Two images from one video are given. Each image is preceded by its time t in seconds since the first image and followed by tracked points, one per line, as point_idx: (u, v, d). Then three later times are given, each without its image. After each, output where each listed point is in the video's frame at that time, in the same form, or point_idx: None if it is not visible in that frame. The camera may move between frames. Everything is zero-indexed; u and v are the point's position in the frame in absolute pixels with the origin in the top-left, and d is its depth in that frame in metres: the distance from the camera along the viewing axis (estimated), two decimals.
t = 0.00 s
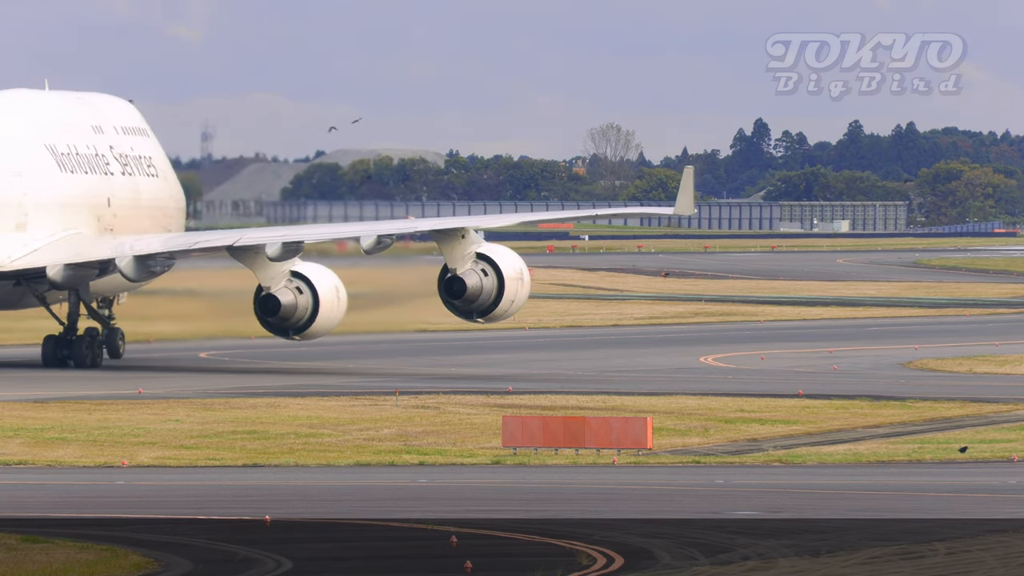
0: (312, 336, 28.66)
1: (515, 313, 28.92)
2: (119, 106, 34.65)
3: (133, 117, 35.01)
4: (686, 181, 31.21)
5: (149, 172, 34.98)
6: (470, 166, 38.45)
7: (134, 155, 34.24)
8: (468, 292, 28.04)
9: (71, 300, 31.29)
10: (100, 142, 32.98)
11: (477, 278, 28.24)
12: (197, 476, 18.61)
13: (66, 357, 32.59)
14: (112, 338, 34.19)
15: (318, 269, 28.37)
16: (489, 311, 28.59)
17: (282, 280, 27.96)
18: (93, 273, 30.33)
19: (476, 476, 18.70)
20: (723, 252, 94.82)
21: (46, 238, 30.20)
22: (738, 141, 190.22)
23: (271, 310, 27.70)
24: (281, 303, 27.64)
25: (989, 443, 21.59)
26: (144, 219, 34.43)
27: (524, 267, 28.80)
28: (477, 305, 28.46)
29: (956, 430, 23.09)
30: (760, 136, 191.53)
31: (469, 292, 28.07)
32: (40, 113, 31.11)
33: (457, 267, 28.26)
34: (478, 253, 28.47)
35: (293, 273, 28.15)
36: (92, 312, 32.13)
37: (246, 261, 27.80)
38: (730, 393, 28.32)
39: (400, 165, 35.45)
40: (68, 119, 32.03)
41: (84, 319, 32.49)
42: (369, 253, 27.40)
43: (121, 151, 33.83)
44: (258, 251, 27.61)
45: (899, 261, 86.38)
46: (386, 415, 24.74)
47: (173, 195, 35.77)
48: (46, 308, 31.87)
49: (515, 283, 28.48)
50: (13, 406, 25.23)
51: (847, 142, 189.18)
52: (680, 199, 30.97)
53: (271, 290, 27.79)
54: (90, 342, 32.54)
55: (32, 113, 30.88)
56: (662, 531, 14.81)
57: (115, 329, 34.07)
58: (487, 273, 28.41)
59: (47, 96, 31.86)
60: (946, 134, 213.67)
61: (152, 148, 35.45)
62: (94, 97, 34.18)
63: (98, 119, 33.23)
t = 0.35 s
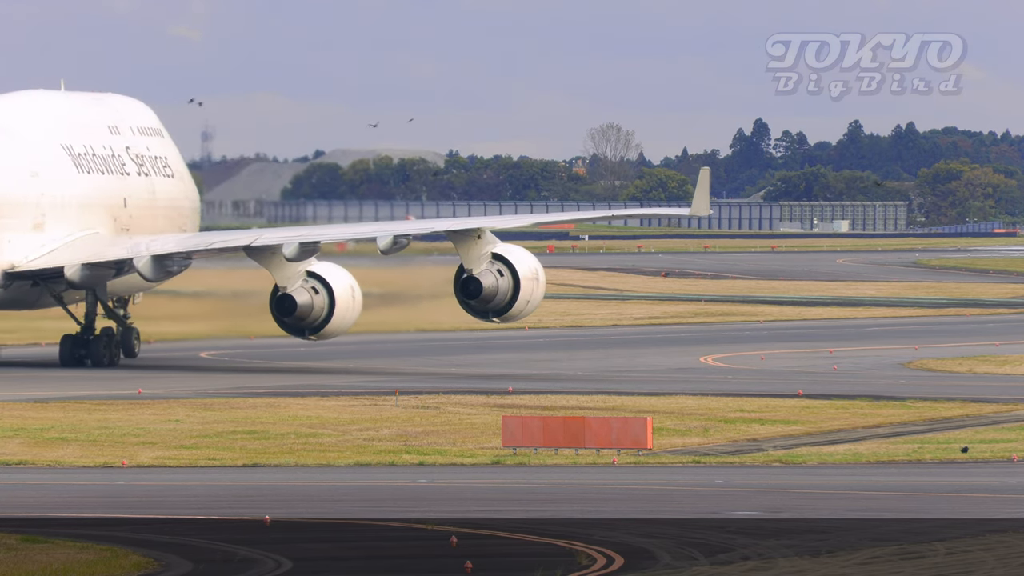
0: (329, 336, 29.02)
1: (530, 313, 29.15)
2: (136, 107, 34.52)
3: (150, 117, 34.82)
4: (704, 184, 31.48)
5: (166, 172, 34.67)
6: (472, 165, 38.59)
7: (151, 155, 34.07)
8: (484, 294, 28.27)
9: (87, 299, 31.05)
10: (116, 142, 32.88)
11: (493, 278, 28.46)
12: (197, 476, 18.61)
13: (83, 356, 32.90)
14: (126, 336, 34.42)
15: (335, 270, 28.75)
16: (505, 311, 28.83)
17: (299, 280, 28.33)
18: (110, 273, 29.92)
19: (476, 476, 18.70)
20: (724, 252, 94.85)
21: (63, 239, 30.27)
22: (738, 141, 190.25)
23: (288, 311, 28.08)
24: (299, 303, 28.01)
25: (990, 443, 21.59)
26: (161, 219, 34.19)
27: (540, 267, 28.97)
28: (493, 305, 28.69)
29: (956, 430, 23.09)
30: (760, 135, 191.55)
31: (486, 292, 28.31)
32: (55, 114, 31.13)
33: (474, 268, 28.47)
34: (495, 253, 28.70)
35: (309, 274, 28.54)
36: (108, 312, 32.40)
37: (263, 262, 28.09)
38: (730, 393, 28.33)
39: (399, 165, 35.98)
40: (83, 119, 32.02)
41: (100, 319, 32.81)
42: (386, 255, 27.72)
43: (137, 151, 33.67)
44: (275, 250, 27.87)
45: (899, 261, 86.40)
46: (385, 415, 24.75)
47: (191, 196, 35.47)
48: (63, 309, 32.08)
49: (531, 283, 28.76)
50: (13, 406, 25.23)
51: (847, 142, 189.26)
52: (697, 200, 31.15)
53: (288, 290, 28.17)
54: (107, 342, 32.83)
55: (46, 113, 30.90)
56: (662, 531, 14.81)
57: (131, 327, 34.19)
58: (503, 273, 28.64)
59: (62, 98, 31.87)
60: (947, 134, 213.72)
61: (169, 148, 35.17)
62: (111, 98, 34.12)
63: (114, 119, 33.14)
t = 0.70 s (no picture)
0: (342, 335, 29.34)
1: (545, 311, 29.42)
2: (152, 107, 35.05)
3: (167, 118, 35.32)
4: (719, 183, 31.75)
5: (182, 172, 35.13)
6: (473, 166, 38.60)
7: (168, 155, 34.59)
8: (499, 294, 28.53)
9: (104, 299, 31.45)
10: (132, 143, 33.47)
11: (510, 278, 28.73)
12: (197, 476, 18.62)
13: (101, 356, 32.96)
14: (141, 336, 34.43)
15: (350, 270, 29.07)
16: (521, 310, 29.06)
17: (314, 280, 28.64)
18: (127, 274, 30.67)
19: (476, 476, 18.71)
20: (723, 252, 94.90)
21: (80, 238, 31.17)
22: (738, 141, 190.24)
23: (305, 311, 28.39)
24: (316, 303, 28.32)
25: (990, 443, 21.59)
26: (176, 220, 34.72)
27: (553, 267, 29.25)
28: (510, 305, 28.93)
29: (956, 430, 23.09)
30: (760, 135, 191.67)
31: (504, 292, 28.56)
32: (70, 116, 31.78)
33: (490, 268, 28.73)
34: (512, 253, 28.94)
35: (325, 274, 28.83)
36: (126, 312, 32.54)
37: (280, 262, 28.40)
38: (730, 393, 28.33)
39: (399, 165, 35.77)
40: (97, 120, 32.64)
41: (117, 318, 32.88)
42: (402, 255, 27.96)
43: (153, 152, 34.23)
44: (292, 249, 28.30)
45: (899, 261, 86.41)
46: (385, 414, 24.75)
47: (206, 196, 35.84)
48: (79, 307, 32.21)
49: (546, 283, 28.97)
50: (13, 406, 25.23)
51: (848, 141, 189.22)
52: (713, 199, 31.35)
53: (305, 290, 28.47)
54: (124, 341, 32.92)
55: (61, 115, 31.56)
56: (662, 531, 14.81)
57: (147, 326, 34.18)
58: (520, 273, 28.90)
59: (78, 100, 32.52)
60: (947, 134, 213.71)
61: (185, 149, 35.65)
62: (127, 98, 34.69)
63: (129, 120, 33.73)
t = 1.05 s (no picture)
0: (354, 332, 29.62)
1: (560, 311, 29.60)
2: (168, 110, 36.60)
3: (181, 120, 36.85)
4: (735, 183, 31.95)
5: (196, 172, 36.63)
6: (473, 164, 38.62)
7: (181, 156, 36.10)
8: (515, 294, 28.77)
9: (121, 299, 32.26)
10: (148, 144, 34.94)
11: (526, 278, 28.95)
12: (197, 476, 18.61)
13: (118, 354, 33.35)
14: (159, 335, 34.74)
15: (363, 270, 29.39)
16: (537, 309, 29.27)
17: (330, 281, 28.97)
18: (144, 273, 31.68)
19: (475, 476, 18.71)
20: (723, 252, 94.91)
21: (96, 237, 32.31)
22: (738, 141, 190.22)
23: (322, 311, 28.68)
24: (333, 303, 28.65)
25: (989, 443, 21.59)
26: (191, 219, 36.19)
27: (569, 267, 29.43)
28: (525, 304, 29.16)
29: (956, 430, 23.08)
30: (761, 135, 191.68)
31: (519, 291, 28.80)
32: (89, 117, 33.26)
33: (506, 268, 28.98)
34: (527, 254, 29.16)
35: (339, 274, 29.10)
36: (142, 312, 32.96)
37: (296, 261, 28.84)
38: (730, 393, 28.32)
39: (400, 165, 35.81)
40: (115, 122, 34.12)
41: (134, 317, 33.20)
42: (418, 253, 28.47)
43: (168, 152, 35.72)
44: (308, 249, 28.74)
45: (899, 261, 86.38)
46: (385, 414, 24.74)
47: (219, 195, 37.28)
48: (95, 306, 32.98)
49: (561, 283, 29.14)
50: (13, 406, 25.23)
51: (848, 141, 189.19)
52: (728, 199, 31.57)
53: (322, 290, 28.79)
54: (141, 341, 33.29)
55: (81, 116, 33.07)
56: (662, 531, 14.81)
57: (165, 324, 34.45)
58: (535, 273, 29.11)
59: (96, 102, 33.99)
60: (947, 134, 213.68)
61: (199, 150, 37.13)
62: (143, 100, 36.24)
63: (144, 121, 35.28)
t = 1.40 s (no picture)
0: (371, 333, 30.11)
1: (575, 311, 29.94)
2: (183, 110, 36.57)
3: (196, 120, 36.84)
4: (749, 183, 32.32)
5: (211, 173, 36.61)
6: (473, 163, 38.69)
7: (196, 156, 36.06)
8: (530, 292, 29.18)
9: (138, 298, 32.15)
10: (163, 145, 34.91)
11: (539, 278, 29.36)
12: (197, 476, 18.61)
13: (134, 354, 33.26)
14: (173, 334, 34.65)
15: (377, 269, 29.84)
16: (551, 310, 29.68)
17: (345, 280, 29.44)
18: (161, 273, 31.56)
19: (475, 476, 18.71)
20: (724, 252, 94.93)
21: (112, 238, 32.27)
22: (738, 140, 190.28)
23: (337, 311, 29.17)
24: (347, 303, 29.14)
25: (989, 443, 21.58)
26: (207, 220, 36.15)
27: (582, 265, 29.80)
28: (539, 304, 29.59)
29: (955, 430, 23.07)
30: (760, 135, 191.77)
31: (532, 291, 29.22)
32: (105, 118, 33.22)
33: (520, 267, 29.39)
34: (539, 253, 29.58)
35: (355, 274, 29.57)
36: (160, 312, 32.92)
37: (310, 260, 29.27)
38: (730, 393, 28.33)
39: (400, 165, 35.94)
40: (130, 122, 34.08)
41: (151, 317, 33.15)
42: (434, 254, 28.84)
43: (184, 153, 35.70)
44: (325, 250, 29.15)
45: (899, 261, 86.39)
46: (385, 415, 24.74)
47: (234, 196, 37.27)
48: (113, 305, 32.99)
49: (576, 282, 29.59)
50: (12, 406, 25.22)
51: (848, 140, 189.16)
52: (742, 200, 32.04)
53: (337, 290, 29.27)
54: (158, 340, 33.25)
55: (97, 116, 33.06)
56: (662, 531, 14.81)
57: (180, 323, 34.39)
58: (548, 273, 29.52)
59: (111, 102, 33.97)
60: (947, 134, 213.69)
61: (214, 150, 37.12)
62: (158, 99, 36.21)
63: (160, 121, 35.26)
